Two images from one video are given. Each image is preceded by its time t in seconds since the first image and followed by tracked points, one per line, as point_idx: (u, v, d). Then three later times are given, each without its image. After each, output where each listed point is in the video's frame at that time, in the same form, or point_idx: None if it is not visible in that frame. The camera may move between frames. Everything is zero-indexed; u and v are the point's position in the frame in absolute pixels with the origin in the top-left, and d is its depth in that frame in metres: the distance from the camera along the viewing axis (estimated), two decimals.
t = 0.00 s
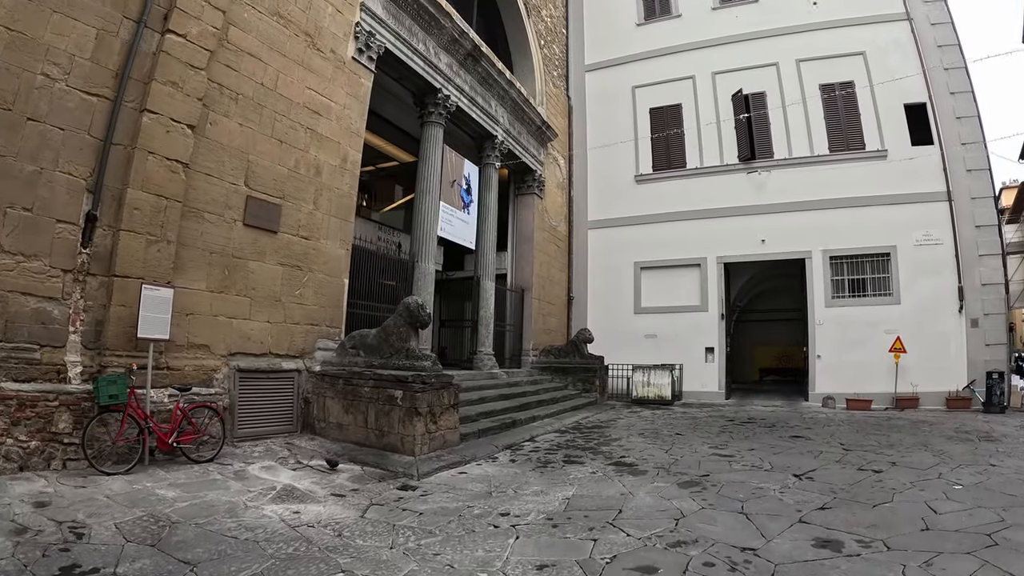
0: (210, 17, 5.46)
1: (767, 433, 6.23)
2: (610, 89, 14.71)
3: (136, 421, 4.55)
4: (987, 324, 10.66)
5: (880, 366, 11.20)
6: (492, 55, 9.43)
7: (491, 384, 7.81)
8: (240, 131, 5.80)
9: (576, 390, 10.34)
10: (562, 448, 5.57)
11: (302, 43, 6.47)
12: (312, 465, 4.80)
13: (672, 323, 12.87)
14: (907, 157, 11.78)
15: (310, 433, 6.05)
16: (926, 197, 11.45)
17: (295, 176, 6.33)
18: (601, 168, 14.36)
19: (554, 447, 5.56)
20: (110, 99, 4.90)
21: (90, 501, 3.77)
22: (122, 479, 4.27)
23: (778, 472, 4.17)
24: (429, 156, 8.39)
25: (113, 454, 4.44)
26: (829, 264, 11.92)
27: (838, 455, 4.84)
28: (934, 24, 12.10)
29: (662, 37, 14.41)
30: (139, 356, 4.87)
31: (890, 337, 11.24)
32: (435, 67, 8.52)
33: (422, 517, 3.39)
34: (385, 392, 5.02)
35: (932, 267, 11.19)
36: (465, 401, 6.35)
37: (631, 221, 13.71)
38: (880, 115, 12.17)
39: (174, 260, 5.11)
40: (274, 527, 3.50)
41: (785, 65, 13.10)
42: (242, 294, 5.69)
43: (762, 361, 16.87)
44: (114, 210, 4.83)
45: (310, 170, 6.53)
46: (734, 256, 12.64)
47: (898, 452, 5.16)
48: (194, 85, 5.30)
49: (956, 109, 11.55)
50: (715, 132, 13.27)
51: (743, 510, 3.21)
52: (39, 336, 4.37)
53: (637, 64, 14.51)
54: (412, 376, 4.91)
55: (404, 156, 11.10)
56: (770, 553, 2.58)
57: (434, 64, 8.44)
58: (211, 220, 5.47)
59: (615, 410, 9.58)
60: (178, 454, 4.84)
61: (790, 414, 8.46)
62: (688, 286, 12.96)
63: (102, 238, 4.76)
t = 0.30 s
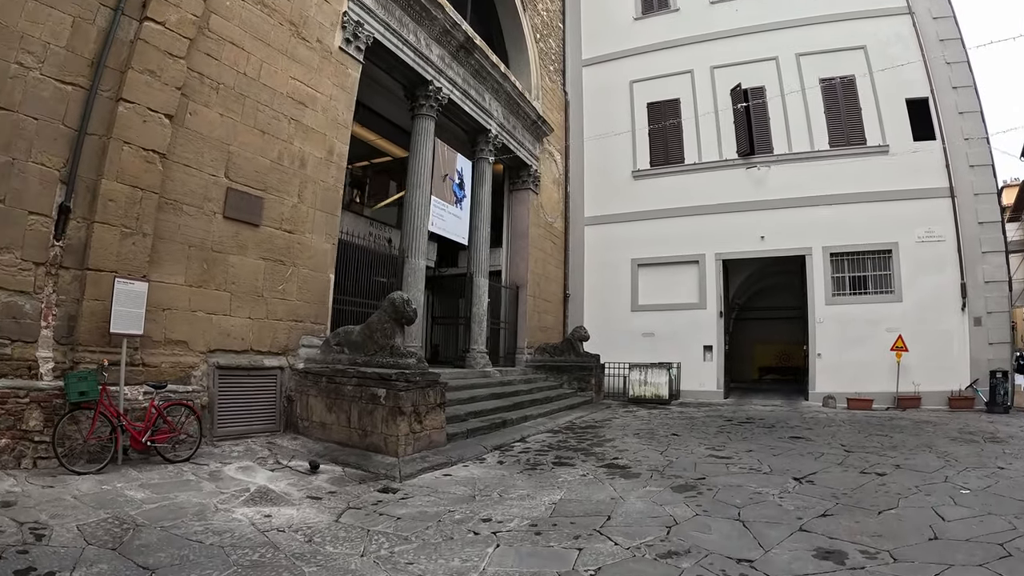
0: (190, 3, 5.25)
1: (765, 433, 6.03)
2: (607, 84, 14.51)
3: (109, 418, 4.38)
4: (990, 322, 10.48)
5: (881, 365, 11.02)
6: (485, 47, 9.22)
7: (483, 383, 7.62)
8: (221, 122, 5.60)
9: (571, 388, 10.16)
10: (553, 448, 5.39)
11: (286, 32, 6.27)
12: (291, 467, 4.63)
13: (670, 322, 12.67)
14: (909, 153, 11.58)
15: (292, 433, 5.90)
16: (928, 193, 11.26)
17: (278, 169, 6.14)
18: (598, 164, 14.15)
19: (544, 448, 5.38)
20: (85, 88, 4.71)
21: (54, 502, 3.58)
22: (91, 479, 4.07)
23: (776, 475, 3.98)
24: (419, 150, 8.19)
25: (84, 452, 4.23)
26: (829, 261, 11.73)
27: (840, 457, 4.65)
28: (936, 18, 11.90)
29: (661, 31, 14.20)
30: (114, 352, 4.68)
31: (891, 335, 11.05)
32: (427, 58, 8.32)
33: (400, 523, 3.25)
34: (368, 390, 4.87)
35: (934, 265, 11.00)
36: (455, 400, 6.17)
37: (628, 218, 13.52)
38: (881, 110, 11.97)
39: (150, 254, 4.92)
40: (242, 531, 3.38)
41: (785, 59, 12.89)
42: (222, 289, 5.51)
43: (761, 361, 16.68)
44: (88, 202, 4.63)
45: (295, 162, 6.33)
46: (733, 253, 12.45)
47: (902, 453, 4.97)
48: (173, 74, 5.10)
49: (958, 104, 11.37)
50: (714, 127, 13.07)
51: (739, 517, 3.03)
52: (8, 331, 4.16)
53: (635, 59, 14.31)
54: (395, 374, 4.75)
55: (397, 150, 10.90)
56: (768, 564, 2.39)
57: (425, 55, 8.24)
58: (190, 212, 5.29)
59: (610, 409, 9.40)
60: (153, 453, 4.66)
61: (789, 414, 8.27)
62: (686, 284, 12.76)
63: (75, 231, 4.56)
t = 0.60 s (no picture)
0: None
1: (763, 434, 5.82)
2: (602, 78, 14.29)
3: (77, 418, 4.17)
4: (993, 320, 10.28)
5: (882, 364, 10.82)
6: (477, 39, 8.99)
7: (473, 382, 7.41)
8: (199, 113, 5.39)
9: (565, 387, 9.96)
10: (541, 450, 5.18)
11: (266, 21, 6.04)
12: (266, 469, 4.43)
13: (668, 319, 12.47)
14: (909, 148, 11.36)
15: (272, 433, 5.71)
16: (929, 188, 11.05)
17: (258, 161, 5.93)
18: (594, 160, 13.93)
19: (531, 450, 5.17)
20: (56, 78, 4.49)
21: (12, 504, 3.38)
22: (56, 480, 3.86)
23: (774, 479, 3.78)
24: (408, 143, 7.98)
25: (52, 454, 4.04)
26: (829, 258, 11.53)
27: (840, 460, 4.44)
28: (937, 10, 11.67)
29: (658, 24, 13.96)
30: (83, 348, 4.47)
31: (892, 333, 10.85)
32: (416, 49, 8.10)
33: (371, 532, 3.05)
34: (348, 390, 4.67)
35: (936, 261, 10.80)
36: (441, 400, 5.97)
37: (624, 213, 13.30)
38: (881, 104, 11.75)
39: (122, 249, 4.70)
40: (204, 538, 3.18)
41: (783, 52, 12.66)
42: (198, 285, 5.29)
43: (760, 358, 16.49)
44: (57, 194, 4.41)
45: (276, 154, 6.11)
46: (730, 249, 12.24)
47: (905, 456, 4.77)
48: (148, 64, 4.87)
49: (959, 98, 11.15)
50: (711, 122, 12.85)
51: (733, 527, 2.82)
52: None
53: (632, 53, 14.08)
54: (374, 373, 4.55)
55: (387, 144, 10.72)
56: None
57: (414, 46, 8.02)
58: (165, 206, 5.07)
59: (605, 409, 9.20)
60: (125, 454, 4.46)
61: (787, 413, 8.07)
62: (683, 281, 12.56)
63: (42, 225, 4.34)
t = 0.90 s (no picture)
0: None
1: (761, 436, 5.63)
2: (600, 73, 14.09)
3: (48, 418, 3.97)
4: (996, 318, 10.10)
5: (884, 363, 10.64)
6: (470, 32, 8.80)
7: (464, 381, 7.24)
8: (178, 106, 5.20)
9: (561, 387, 9.78)
10: (531, 452, 5.01)
11: (249, 12, 5.85)
12: (242, 472, 4.24)
13: (666, 318, 12.28)
14: (911, 143, 11.16)
15: (255, 433, 5.53)
16: (932, 184, 10.85)
17: (240, 155, 5.74)
18: (591, 156, 13.74)
19: (521, 452, 4.99)
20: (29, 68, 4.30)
21: None
22: (25, 482, 3.68)
23: (773, 485, 3.59)
24: (399, 137, 7.79)
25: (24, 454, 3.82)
26: (829, 255, 11.34)
27: (842, 464, 4.26)
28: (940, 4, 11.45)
29: (656, 19, 13.76)
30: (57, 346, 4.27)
31: (893, 332, 10.67)
32: (407, 41, 7.91)
33: (343, 541, 2.86)
34: (329, 390, 4.50)
35: (939, 259, 10.61)
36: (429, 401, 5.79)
37: (622, 210, 13.11)
38: (883, 99, 11.55)
39: (97, 245, 4.52)
40: (169, 545, 3.00)
41: (783, 46, 12.45)
42: (177, 281, 5.11)
43: (760, 357, 16.31)
44: (29, 188, 4.21)
45: (258, 148, 5.93)
46: (730, 247, 12.05)
47: (909, 459, 4.59)
48: (126, 54, 4.68)
49: (962, 93, 10.95)
50: (710, 117, 12.65)
51: (727, 538, 2.64)
52: None
53: (629, 47, 13.87)
54: (355, 373, 4.37)
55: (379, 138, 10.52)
56: None
57: (404, 38, 7.84)
58: (143, 200, 4.89)
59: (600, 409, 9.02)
60: (100, 455, 4.28)
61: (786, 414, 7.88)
62: (682, 279, 12.37)
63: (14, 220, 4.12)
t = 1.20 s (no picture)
0: None
1: (763, 439, 5.43)
2: (598, 67, 13.87)
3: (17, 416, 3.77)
4: (1002, 317, 9.90)
5: (887, 363, 10.45)
6: (464, 23, 8.59)
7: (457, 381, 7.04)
8: (157, 95, 4.99)
9: (557, 386, 9.58)
10: (523, 455, 4.81)
11: None
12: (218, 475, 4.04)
13: (665, 316, 12.08)
14: (916, 139, 10.94)
15: (236, 434, 5.34)
16: (937, 180, 10.64)
17: (223, 146, 5.54)
18: (590, 151, 13.53)
19: (512, 455, 4.79)
20: None
21: None
22: None
23: (775, 492, 3.39)
24: (390, 129, 7.58)
25: None
26: (832, 253, 11.13)
27: (847, 469, 4.06)
28: None
29: (655, 12, 13.53)
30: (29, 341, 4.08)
31: (897, 331, 10.47)
32: (399, 31, 7.70)
33: (314, 552, 2.66)
34: (311, 390, 4.30)
35: (943, 256, 10.40)
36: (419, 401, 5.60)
37: (621, 206, 12.90)
38: (886, 94, 11.32)
39: (72, 239, 4.32)
40: (131, 553, 2.80)
41: (784, 41, 12.22)
42: (155, 277, 4.91)
43: (761, 356, 16.12)
44: None
45: (242, 139, 5.72)
46: (730, 244, 11.84)
47: (916, 464, 4.39)
48: (103, 40, 4.48)
49: (968, 87, 10.72)
50: (710, 113, 12.43)
51: (726, 553, 2.44)
52: None
53: (629, 41, 13.65)
54: (337, 372, 4.17)
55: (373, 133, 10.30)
56: None
57: (396, 28, 7.63)
58: (119, 192, 4.68)
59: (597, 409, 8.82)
60: (72, 456, 4.08)
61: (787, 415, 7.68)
62: (682, 277, 12.16)
63: None
